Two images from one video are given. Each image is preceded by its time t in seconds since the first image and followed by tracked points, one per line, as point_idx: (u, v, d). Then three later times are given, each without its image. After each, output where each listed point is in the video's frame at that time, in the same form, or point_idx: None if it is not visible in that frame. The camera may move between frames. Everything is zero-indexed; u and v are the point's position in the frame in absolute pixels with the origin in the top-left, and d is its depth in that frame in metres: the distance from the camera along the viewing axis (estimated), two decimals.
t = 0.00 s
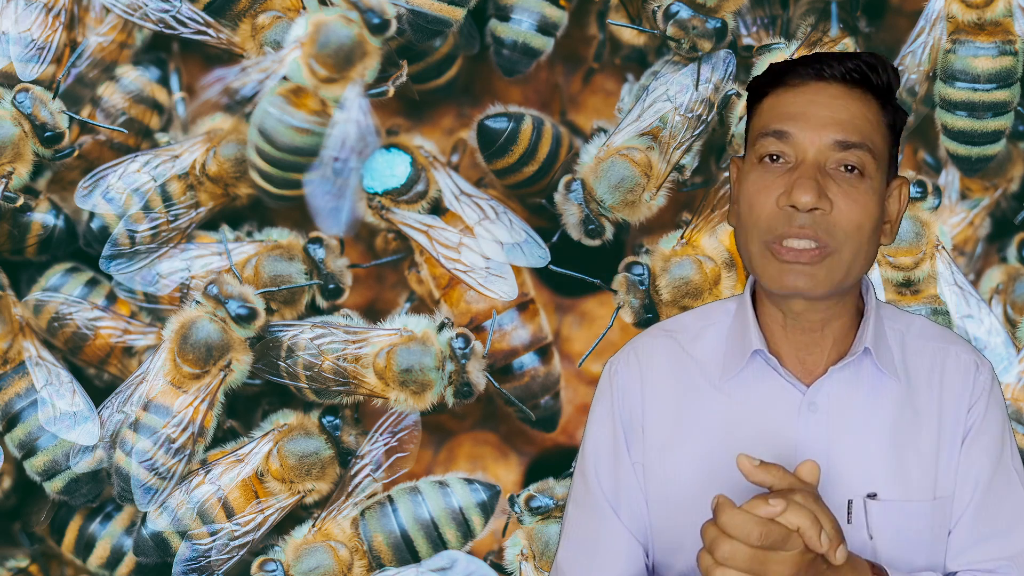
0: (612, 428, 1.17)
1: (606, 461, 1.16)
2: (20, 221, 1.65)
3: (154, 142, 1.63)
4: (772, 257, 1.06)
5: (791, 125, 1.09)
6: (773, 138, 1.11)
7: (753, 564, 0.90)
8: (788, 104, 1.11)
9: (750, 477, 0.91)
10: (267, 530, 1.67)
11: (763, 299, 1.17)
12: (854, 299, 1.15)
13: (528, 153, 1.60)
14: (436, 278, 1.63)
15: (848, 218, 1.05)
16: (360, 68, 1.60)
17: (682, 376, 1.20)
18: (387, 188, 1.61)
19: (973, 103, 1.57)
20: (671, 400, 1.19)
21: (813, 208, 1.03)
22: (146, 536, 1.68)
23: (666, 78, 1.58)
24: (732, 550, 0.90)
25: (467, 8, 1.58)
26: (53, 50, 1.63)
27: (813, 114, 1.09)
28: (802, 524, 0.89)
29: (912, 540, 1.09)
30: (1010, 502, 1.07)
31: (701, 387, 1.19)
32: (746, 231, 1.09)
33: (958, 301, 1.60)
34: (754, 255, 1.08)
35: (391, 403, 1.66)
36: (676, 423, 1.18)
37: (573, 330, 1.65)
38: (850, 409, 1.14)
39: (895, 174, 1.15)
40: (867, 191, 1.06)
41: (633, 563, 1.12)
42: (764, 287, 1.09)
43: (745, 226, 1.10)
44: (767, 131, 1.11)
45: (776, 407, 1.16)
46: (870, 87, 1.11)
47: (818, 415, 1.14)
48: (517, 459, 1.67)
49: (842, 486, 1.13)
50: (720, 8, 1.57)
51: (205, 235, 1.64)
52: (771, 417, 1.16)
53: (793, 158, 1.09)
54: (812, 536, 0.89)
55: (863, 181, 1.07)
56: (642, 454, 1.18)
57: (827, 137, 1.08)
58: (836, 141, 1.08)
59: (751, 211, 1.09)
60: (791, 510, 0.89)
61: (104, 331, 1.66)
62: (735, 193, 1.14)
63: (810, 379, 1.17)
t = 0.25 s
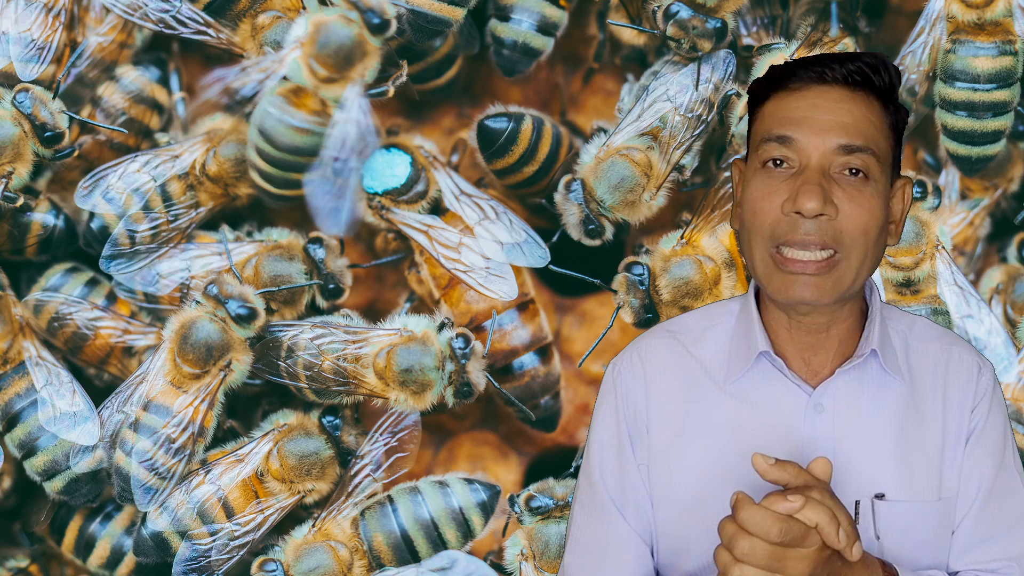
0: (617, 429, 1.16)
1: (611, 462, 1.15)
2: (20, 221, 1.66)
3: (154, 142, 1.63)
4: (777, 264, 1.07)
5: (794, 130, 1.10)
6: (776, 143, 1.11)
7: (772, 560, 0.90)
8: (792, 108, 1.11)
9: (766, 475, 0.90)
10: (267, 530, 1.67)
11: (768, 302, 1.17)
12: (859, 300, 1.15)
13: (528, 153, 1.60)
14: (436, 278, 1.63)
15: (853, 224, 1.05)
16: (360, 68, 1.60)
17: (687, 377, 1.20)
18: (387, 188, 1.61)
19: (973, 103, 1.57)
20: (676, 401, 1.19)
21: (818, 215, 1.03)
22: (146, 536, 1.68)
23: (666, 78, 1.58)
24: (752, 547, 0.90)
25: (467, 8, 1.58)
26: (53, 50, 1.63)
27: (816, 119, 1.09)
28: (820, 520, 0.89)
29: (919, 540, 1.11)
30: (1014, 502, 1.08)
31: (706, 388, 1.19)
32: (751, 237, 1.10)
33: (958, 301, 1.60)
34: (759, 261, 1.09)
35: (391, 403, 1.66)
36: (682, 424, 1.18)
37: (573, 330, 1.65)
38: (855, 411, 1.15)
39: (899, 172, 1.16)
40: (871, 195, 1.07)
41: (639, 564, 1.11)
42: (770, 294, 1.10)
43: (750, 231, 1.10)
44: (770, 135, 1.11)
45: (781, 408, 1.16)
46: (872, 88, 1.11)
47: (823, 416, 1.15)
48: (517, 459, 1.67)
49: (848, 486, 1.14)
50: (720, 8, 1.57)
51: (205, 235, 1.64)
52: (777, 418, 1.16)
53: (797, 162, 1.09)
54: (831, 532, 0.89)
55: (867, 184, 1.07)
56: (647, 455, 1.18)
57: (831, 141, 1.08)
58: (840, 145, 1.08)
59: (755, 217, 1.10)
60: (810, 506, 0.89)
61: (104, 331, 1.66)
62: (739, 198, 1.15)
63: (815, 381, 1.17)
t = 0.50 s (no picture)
0: (621, 429, 1.16)
1: (614, 462, 1.15)
2: (20, 221, 1.65)
3: (154, 142, 1.63)
4: (780, 265, 1.07)
5: (796, 132, 1.10)
6: (778, 144, 1.11)
7: (779, 554, 0.90)
8: (794, 110, 1.11)
9: (771, 471, 0.91)
10: (267, 530, 1.67)
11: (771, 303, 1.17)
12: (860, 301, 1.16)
13: (528, 153, 1.60)
14: (436, 278, 1.63)
15: (854, 225, 1.05)
16: (360, 68, 1.60)
17: (690, 377, 1.20)
18: (387, 188, 1.61)
19: (973, 103, 1.57)
20: (679, 401, 1.19)
21: (819, 216, 1.03)
22: (146, 536, 1.68)
23: (666, 78, 1.58)
24: (759, 541, 0.90)
25: (467, 8, 1.58)
26: (53, 50, 1.63)
27: (818, 120, 1.09)
28: (826, 514, 0.89)
29: (922, 539, 1.10)
30: (1015, 501, 1.08)
31: (710, 388, 1.19)
32: (753, 237, 1.10)
33: (958, 301, 1.60)
34: (760, 261, 1.09)
35: (391, 403, 1.66)
36: (685, 423, 1.18)
37: (573, 330, 1.65)
38: (857, 411, 1.15)
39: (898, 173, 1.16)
40: (872, 196, 1.07)
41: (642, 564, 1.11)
42: (771, 294, 1.10)
43: (751, 232, 1.10)
44: (772, 137, 1.11)
45: (783, 408, 1.16)
46: (873, 89, 1.11)
47: (826, 416, 1.15)
48: (517, 459, 1.67)
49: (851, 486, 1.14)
50: (720, 8, 1.57)
51: (205, 235, 1.64)
52: (780, 417, 1.16)
53: (799, 164, 1.09)
54: (838, 525, 0.90)
55: (869, 185, 1.08)
56: (650, 455, 1.17)
57: (832, 142, 1.08)
58: (841, 146, 1.08)
59: (756, 218, 1.10)
60: (816, 499, 0.89)
61: (104, 331, 1.66)
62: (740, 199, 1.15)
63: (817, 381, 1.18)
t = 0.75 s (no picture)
0: (624, 424, 1.17)
1: (617, 457, 1.15)
2: (20, 221, 1.65)
3: (154, 142, 1.63)
4: (788, 266, 1.06)
5: (790, 134, 1.10)
6: (774, 148, 1.11)
7: (781, 541, 0.91)
8: (785, 112, 1.11)
9: (772, 462, 0.90)
10: (267, 530, 1.67)
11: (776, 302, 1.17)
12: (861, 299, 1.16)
13: (528, 153, 1.60)
14: (436, 278, 1.63)
15: (859, 219, 1.05)
16: (360, 68, 1.60)
17: (693, 373, 1.20)
18: (387, 188, 1.61)
19: (972, 103, 1.57)
20: (681, 397, 1.19)
21: (824, 213, 1.04)
22: (146, 536, 1.68)
23: (666, 78, 1.58)
24: (761, 528, 0.91)
25: (468, 8, 1.58)
26: (53, 50, 1.63)
27: (811, 120, 1.10)
28: (828, 501, 0.90)
29: (924, 535, 1.10)
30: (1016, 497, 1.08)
31: (712, 384, 1.19)
32: (760, 244, 1.09)
33: (958, 301, 1.60)
34: (769, 265, 1.09)
35: (391, 403, 1.66)
36: (687, 420, 1.18)
37: (573, 330, 1.65)
38: (860, 407, 1.15)
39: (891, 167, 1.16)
40: (871, 189, 1.07)
41: (644, 558, 1.11)
42: (782, 296, 1.09)
43: (757, 238, 1.10)
44: (767, 141, 1.11)
45: (786, 404, 1.16)
46: (858, 86, 1.12)
47: (828, 412, 1.15)
48: (517, 459, 1.67)
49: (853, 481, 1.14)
50: (720, 8, 1.58)
51: (205, 235, 1.64)
52: (782, 414, 1.16)
53: (797, 165, 1.09)
54: (839, 513, 0.90)
55: (867, 179, 1.08)
56: (652, 450, 1.17)
57: (827, 140, 1.09)
58: (837, 143, 1.08)
59: (762, 224, 1.09)
60: (817, 487, 0.90)
61: (104, 331, 1.66)
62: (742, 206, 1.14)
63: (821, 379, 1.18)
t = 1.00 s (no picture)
0: (627, 422, 1.17)
1: (620, 454, 1.16)
2: (20, 221, 1.66)
3: (154, 142, 1.63)
4: (807, 267, 1.05)
5: (795, 134, 1.10)
6: (779, 149, 1.11)
7: (790, 532, 0.91)
8: (786, 112, 1.12)
9: (780, 455, 0.91)
10: (267, 530, 1.67)
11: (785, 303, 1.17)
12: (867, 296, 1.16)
13: (528, 153, 1.60)
14: (436, 278, 1.63)
15: (872, 214, 1.04)
16: (360, 68, 1.60)
17: (696, 372, 1.20)
18: (387, 188, 1.61)
19: (973, 103, 1.57)
20: (685, 395, 1.19)
21: (839, 210, 1.03)
22: (146, 536, 1.68)
23: (666, 78, 1.58)
24: (771, 519, 0.90)
25: (467, 8, 1.58)
26: (53, 50, 1.63)
27: (813, 119, 1.10)
28: (837, 493, 0.90)
29: (925, 533, 1.10)
30: (1016, 497, 1.08)
31: (716, 383, 1.19)
32: (778, 249, 1.08)
33: (958, 301, 1.60)
34: (788, 269, 1.07)
35: (391, 403, 1.66)
36: (691, 418, 1.18)
37: (572, 331, 1.65)
38: (864, 407, 1.14)
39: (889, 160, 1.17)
40: (880, 183, 1.07)
41: (646, 556, 1.11)
42: (801, 300, 1.08)
43: (773, 242, 1.09)
44: (772, 143, 1.11)
45: (790, 403, 1.16)
46: (852, 82, 1.13)
47: (834, 411, 1.14)
48: (517, 459, 1.67)
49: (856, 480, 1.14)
50: (720, 8, 1.57)
51: (205, 235, 1.64)
52: (786, 413, 1.16)
53: (804, 164, 1.09)
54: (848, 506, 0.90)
55: (873, 173, 1.08)
56: (656, 448, 1.18)
57: (832, 137, 1.09)
58: (842, 139, 1.08)
59: (776, 228, 1.09)
60: (827, 479, 0.90)
61: (104, 331, 1.66)
62: (752, 212, 1.14)
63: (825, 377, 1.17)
